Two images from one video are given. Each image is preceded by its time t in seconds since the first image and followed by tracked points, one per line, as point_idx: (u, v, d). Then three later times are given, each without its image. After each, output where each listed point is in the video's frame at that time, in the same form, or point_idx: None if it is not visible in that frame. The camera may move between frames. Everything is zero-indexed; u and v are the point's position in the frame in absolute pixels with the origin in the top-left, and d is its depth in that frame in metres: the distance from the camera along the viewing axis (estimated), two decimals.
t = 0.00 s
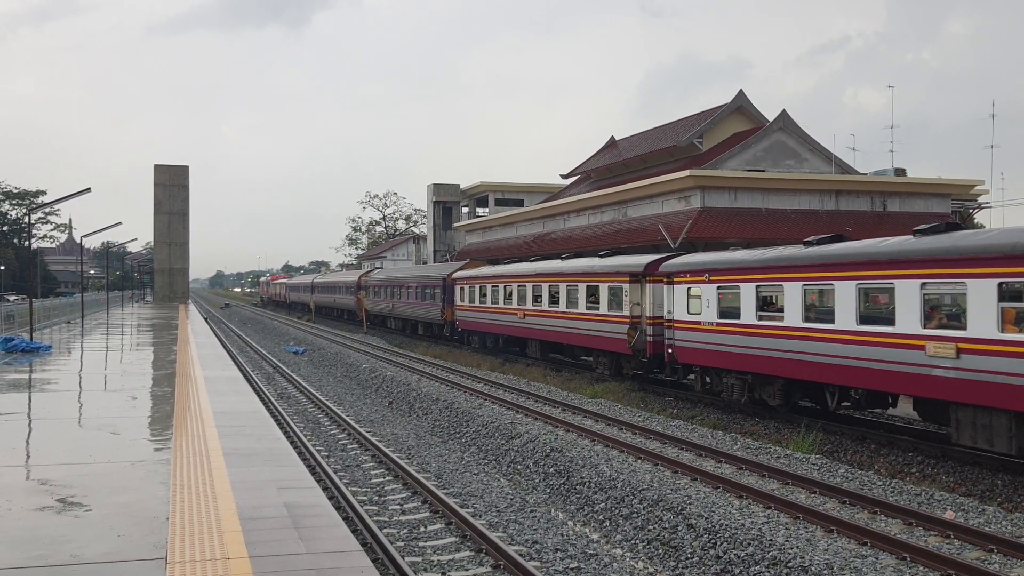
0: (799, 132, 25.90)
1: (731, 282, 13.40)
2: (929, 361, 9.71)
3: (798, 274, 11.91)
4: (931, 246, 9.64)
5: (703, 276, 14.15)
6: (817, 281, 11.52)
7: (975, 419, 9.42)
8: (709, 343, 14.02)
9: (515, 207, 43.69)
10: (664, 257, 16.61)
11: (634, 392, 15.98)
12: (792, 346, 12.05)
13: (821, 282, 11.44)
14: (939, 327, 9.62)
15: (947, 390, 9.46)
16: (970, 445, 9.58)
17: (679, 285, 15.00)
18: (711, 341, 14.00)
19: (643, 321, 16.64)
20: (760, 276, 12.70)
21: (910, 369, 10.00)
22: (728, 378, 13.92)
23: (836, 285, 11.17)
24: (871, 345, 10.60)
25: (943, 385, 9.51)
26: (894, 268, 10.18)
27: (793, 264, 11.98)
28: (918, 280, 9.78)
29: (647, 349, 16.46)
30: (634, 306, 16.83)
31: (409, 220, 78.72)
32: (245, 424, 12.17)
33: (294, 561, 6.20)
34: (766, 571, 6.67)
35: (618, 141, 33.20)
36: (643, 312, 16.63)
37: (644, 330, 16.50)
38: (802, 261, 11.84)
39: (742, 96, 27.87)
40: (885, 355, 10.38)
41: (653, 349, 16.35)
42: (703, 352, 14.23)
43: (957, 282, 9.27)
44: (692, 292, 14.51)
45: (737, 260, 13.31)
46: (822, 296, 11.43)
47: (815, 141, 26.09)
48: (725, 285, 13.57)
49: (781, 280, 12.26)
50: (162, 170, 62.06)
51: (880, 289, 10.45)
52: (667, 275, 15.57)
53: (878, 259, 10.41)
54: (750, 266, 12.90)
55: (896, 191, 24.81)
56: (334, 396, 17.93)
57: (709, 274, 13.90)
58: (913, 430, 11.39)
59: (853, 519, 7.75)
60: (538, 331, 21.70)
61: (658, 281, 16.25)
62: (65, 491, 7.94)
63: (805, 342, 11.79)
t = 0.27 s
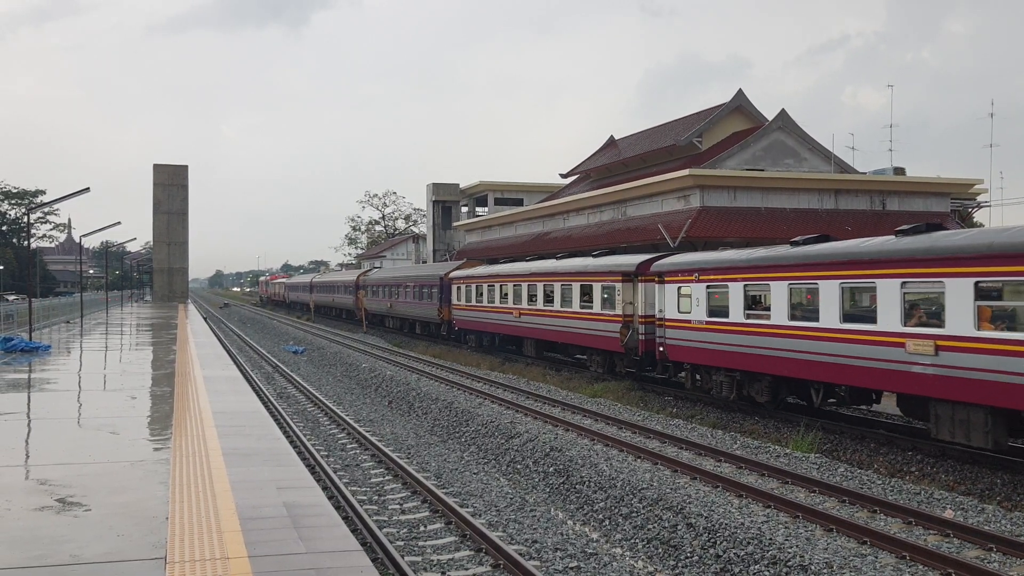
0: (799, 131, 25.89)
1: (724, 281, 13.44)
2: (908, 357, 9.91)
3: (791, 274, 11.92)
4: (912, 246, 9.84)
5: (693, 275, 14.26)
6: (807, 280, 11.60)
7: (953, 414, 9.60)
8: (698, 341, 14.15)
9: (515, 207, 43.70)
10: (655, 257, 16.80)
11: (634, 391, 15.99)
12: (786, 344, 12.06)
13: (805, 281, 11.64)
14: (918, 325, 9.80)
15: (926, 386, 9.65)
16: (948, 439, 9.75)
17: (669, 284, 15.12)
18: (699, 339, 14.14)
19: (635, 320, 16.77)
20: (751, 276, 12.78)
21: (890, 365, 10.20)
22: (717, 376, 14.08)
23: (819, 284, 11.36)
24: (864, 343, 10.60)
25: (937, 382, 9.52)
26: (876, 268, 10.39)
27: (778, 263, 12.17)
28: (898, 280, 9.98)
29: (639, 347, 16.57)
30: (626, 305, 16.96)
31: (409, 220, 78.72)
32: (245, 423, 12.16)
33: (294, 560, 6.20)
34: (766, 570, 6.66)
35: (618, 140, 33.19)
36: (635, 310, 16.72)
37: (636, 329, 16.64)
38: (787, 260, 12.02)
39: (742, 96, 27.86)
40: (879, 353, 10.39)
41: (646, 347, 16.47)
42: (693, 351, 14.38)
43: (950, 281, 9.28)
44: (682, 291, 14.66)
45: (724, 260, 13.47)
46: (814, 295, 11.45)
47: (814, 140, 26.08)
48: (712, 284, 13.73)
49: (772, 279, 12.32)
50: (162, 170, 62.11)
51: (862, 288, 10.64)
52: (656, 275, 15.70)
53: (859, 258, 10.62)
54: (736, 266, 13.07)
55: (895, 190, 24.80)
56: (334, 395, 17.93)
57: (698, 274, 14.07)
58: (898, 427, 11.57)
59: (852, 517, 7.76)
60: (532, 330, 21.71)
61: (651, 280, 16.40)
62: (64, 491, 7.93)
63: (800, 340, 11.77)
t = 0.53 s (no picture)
0: (797, 131, 25.89)
1: (719, 280, 13.47)
2: (888, 355, 10.22)
3: (788, 273, 11.94)
4: (893, 246, 10.12)
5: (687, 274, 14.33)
6: (803, 279, 11.65)
7: (930, 409, 9.94)
8: (686, 339, 14.38)
9: (513, 206, 43.71)
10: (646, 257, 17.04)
11: (632, 390, 15.99)
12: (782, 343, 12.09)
13: (789, 280, 11.91)
14: (898, 323, 10.10)
15: (905, 382, 9.97)
16: (926, 434, 10.08)
17: (661, 284, 15.23)
18: (689, 337, 14.33)
19: (626, 318, 17.04)
20: (747, 275, 12.82)
21: (870, 362, 10.51)
22: (705, 373, 14.34)
23: (803, 283, 11.63)
24: (862, 343, 10.63)
25: (935, 380, 9.53)
26: (857, 267, 10.67)
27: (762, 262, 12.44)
28: (879, 279, 10.27)
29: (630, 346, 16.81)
30: (618, 303, 17.18)
31: (407, 219, 78.66)
32: (243, 423, 12.16)
33: (292, 560, 6.20)
34: (765, 569, 6.68)
35: (616, 139, 33.17)
36: (627, 310, 16.94)
37: (628, 327, 16.92)
38: (771, 259, 12.27)
39: (740, 95, 27.84)
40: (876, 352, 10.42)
41: (637, 345, 16.76)
42: (681, 348, 14.61)
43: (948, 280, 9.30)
44: (671, 290, 14.86)
45: (711, 260, 13.67)
46: (811, 294, 11.47)
47: (812, 139, 26.09)
48: (700, 284, 13.97)
49: (769, 277, 12.33)
50: (160, 169, 62.04)
51: (844, 286, 10.91)
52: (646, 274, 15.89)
53: (841, 258, 10.90)
54: (722, 266, 13.32)
55: (893, 189, 24.81)
56: (332, 395, 17.92)
57: (686, 274, 14.30)
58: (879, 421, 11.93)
59: (850, 516, 7.77)
60: (526, 329, 21.77)
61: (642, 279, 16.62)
62: (62, 491, 7.93)
63: (799, 339, 11.78)
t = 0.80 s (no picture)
0: (795, 130, 25.89)
1: (716, 280, 13.48)
2: (869, 352, 10.45)
3: (785, 272, 11.93)
4: (873, 247, 10.40)
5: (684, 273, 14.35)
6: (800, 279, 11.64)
7: (910, 406, 10.22)
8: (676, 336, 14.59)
9: (511, 205, 43.71)
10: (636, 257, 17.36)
11: (631, 390, 15.99)
12: (779, 342, 12.09)
13: (773, 280, 12.17)
14: (878, 322, 10.37)
15: (885, 379, 10.22)
16: (905, 430, 10.38)
17: (655, 283, 15.30)
18: (681, 336, 14.50)
19: (618, 317, 17.32)
20: (744, 275, 12.81)
21: (852, 359, 10.75)
22: (695, 371, 14.57)
23: (787, 283, 11.90)
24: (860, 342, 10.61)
25: (932, 380, 9.53)
26: (840, 267, 10.92)
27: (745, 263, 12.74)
28: (859, 279, 10.55)
29: (621, 344, 17.16)
30: (609, 302, 17.41)
31: (406, 219, 78.61)
32: (242, 423, 12.15)
33: (291, 560, 6.20)
34: (763, 568, 6.68)
35: (615, 138, 33.15)
36: (618, 309, 17.30)
37: (619, 326, 17.19)
38: (757, 259, 12.53)
39: (739, 94, 27.83)
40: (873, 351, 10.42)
41: (629, 344, 17.04)
42: (671, 347, 14.84)
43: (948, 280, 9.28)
44: (662, 290, 15.11)
45: (705, 260, 13.80)
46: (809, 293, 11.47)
47: (810, 138, 26.09)
48: (689, 283, 14.22)
49: (768, 277, 12.28)
50: (157, 169, 61.98)
51: (824, 284, 11.19)
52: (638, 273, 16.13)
53: (824, 258, 11.16)
54: (710, 266, 13.58)
55: (891, 189, 24.83)
56: (331, 395, 17.92)
57: (676, 274, 14.54)
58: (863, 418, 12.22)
59: (850, 516, 7.77)
60: (521, 328, 21.81)
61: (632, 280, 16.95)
62: (61, 491, 7.92)
63: (797, 339, 11.76)
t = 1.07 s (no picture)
0: (793, 129, 25.89)
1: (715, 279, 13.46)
2: (849, 350, 10.79)
3: (786, 270, 11.91)
4: (854, 247, 10.72)
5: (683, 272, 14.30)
6: (800, 277, 11.63)
7: (889, 402, 10.55)
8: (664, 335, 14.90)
9: (509, 205, 43.70)
10: (626, 257, 17.53)
11: (629, 389, 15.99)
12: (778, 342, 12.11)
13: (759, 279, 12.48)
14: (860, 320, 10.66)
15: (866, 376, 10.54)
16: (884, 425, 10.71)
17: (652, 282, 15.32)
18: (672, 334, 14.69)
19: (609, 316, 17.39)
20: (743, 274, 12.80)
21: (835, 357, 11.05)
22: (683, 369, 14.83)
23: (772, 283, 12.19)
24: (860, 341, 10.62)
25: (932, 378, 9.55)
26: (823, 267, 11.24)
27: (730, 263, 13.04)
28: (841, 279, 10.87)
29: (613, 343, 17.32)
30: (601, 301, 17.51)
31: (404, 218, 78.52)
32: (240, 422, 12.14)
33: (289, 559, 6.19)
34: (761, 567, 6.68)
35: (613, 138, 33.17)
36: (609, 308, 17.43)
37: (610, 325, 17.31)
38: (743, 259, 12.85)
39: (736, 94, 27.84)
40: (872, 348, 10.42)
41: (619, 343, 17.22)
42: (660, 345, 15.09)
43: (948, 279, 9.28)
44: (652, 289, 15.36)
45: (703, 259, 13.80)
46: (809, 291, 11.48)
47: (808, 138, 26.08)
48: (678, 283, 14.50)
49: (768, 276, 12.27)
50: (155, 169, 61.88)
51: (808, 283, 11.50)
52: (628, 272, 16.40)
53: (807, 258, 11.48)
54: (697, 265, 13.87)
55: (889, 188, 24.84)
56: (329, 394, 17.91)
57: (665, 273, 14.81)
58: (845, 415, 12.53)
59: (848, 515, 7.77)
60: (516, 327, 21.86)
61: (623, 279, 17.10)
62: (58, 490, 7.91)
63: (795, 337, 11.77)
